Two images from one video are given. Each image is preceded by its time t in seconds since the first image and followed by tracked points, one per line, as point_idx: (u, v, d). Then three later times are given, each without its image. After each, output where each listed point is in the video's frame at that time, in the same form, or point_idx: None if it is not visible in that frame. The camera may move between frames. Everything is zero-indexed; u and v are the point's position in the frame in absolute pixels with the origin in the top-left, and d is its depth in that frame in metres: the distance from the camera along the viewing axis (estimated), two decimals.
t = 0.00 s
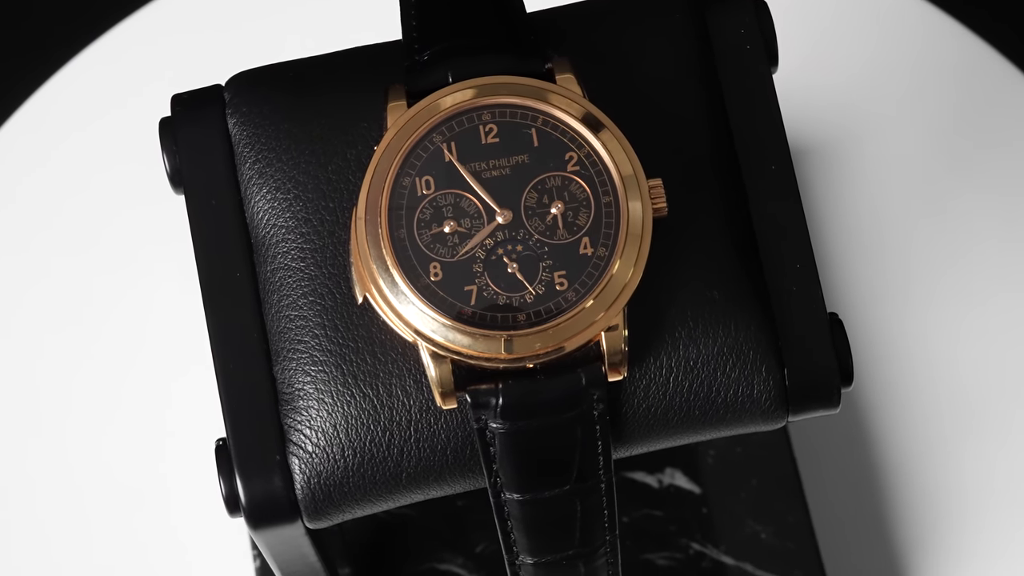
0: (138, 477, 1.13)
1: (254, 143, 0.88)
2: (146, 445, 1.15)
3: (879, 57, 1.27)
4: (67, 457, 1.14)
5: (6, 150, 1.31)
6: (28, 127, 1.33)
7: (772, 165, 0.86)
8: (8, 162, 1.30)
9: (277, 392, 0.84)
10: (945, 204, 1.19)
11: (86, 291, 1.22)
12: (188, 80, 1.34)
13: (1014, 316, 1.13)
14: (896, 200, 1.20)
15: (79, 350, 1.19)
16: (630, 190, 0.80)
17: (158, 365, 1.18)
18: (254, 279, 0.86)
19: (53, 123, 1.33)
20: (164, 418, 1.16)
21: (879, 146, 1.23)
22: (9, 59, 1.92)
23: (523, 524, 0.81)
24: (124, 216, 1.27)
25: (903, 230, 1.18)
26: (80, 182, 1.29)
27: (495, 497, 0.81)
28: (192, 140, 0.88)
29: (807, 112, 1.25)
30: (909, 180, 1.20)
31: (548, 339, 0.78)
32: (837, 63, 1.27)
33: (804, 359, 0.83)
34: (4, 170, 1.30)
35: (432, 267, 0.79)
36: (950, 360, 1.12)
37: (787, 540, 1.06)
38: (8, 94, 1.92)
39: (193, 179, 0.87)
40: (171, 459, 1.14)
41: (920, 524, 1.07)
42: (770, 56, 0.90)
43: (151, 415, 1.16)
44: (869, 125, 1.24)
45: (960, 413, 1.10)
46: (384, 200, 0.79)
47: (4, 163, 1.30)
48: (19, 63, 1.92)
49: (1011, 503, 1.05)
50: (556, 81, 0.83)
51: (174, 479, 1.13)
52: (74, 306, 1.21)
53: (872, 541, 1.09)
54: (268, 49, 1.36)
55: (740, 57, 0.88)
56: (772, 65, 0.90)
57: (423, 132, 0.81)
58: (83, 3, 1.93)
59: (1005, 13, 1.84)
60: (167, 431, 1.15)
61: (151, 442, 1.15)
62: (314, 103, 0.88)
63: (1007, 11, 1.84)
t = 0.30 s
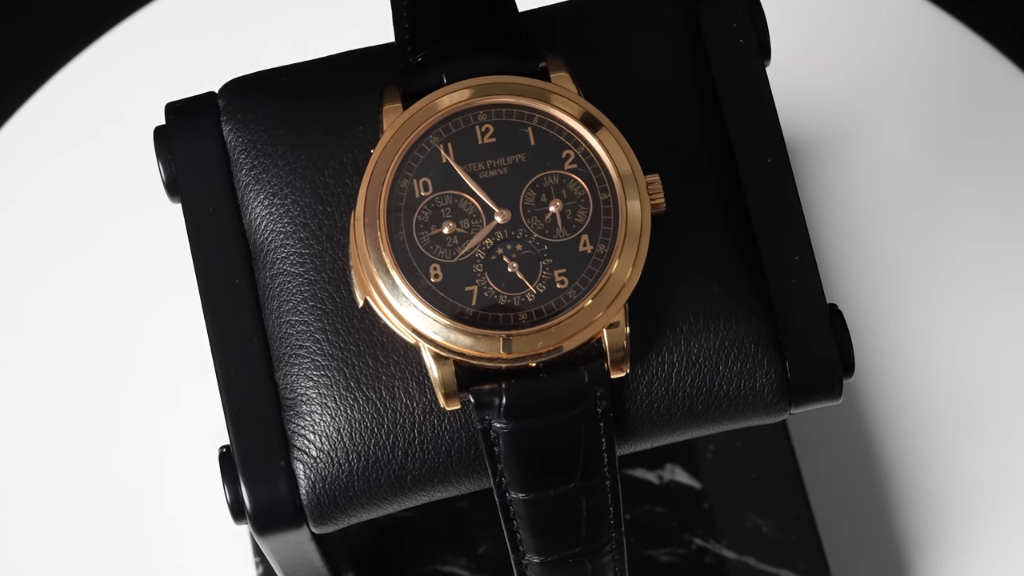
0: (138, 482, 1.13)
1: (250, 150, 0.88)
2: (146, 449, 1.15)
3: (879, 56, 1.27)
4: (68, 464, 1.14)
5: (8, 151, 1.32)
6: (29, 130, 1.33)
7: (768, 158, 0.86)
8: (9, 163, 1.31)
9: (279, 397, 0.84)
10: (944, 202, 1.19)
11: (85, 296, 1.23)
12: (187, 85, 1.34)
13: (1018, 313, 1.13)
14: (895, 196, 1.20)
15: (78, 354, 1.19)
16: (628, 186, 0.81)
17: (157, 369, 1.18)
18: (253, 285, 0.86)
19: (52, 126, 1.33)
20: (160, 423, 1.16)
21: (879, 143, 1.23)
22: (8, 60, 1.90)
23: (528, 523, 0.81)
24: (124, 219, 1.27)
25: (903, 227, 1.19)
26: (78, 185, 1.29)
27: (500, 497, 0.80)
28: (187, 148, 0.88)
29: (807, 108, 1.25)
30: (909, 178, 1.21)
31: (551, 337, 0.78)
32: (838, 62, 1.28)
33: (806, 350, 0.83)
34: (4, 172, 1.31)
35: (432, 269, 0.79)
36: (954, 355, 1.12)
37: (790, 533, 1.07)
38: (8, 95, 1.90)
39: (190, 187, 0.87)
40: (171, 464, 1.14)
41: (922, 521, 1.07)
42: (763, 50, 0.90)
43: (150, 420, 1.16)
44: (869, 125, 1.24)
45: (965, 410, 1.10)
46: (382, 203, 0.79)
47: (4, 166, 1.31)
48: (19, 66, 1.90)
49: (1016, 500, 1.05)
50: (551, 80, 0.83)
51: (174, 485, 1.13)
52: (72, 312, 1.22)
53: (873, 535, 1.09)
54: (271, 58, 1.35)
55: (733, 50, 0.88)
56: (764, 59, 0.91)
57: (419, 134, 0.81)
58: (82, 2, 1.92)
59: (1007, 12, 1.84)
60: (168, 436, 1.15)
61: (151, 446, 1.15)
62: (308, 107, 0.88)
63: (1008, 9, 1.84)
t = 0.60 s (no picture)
0: (139, 490, 1.13)
1: (246, 157, 0.88)
2: (148, 456, 1.15)
3: (878, 52, 1.28)
4: (68, 472, 1.14)
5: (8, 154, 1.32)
6: (28, 134, 1.33)
7: (764, 151, 0.86)
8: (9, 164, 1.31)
9: (282, 403, 0.84)
10: (944, 197, 1.20)
11: (82, 304, 1.23)
12: (188, 89, 1.34)
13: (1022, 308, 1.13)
14: (893, 189, 1.21)
15: (78, 357, 1.19)
16: (626, 183, 0.81)
17: (159, 374, 1.18)
18: (252, 292, 0.86)
19: (51, 128, 1.34)
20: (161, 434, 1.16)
21: (878, 139, 1.24)
22: (8, 61, 1.89)
23: (534, 521, 0.80)
24: (123, 224, 1.28)
25: (903, 222, 1.19)
26: (75, 188, 1.30)
27: (505, 496, 0.80)
28: (181, 156, 0.88)
29: (805, 103, 1.26)
30: (908, 173, 1.21)
31: (554, 336, 0.78)
32: (836, 58, 1.29)
33: (807, 342, 0.83)
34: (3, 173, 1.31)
35: (432, 271, 0.79)
36: (955, 351, 1.12)
37: (790, 525, 1.07)
38: (7, 97, 1.89)
39: (186, 195, 0.87)
40: (172, 471, 1.14)
41: (927, 517, 1.07)
42: (755, 44, 0.90)
43: (150, 427, 1.16)
44: (868, 120, 1.25)
45: (969, 406, 1.10)
46: (381, 206, 0.79)
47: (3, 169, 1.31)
48: (19, 67, 1.89)
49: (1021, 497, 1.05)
50: (545, 79, 0.83)
51: (176, 495, 1.13)
52: (73, 316, 1.22)
53: (876, 528, 1.09)
54: (271, 67, 1.35)
55: (726, 44, 0.89)
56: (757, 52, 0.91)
57: (415, 137, 0.81)
58: (82, 3, 1.92)
59: (1011, 13, 1.83)
60: (171, 443, 1.15)
61: (152, 453, 1.15)
62: (303, 112, 0.88)
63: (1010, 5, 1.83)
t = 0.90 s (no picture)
0: (139, 498, 1.13)
1: (242, 164, 0.88)
2: (149, 464, 1.14)
3: (877, 49, 1.28)
4: (69, 481, 1.14)
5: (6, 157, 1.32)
6: (27, 137, 1.33)
7: (759, 144, 0.86)
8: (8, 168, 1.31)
9: (286, 409, 0.84)
10: (943, 194, 1.20)
11: (78, 315, 1.22)
12: (188, 97, 1.35)
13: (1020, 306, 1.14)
14: (891, 185, 1.21)
15: (79, 363, 1.19)
16: (624, 180, 0.81)
17: (164, 381, 1.19)
18: (252, 299, 0.86)
19: (49, 133, 1.33)
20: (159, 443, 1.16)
21: (877, 135, 1.24)
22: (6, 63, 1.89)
23: (540, 521, 0.80)
24: (123, 228, 1.28)
25: (903, 218, 1.20)
26: (71, 194, 1.30)
27: (511, 496, 0.80)
28: (176, 165, 0.87)
29: (803, 97, 1.27)
30: (904, 170, 1.22)
31: (556, 334, 0.78)
32: (831, 53, 1.29)
33: (808, 334, 0.83)
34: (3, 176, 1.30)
35: (432, 273, 0.79)
36: (957, 344, 1.13)
37: (792, 518, 1.07)
38: (7, 100, 1.88)
39: (182, 204, 0.87)
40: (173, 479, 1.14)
41: (929, 511, 1.07)
42: (747, 36, 0.90)
43: (150, 435, 1.16)
44: (864, 116, 1.25)
45: (971, 400, 1.10)
46: (379, 210, 0.79)
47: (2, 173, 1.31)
48: (18, 70, 1.89)
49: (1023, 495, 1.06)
50: (539, 79, 0.83)
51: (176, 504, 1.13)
52: (71, 322, 1.22)
53: (875, 521, 1.08)
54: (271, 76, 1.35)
55: (718, 38, 0.88)
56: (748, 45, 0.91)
57: (412, 139, 0.81)
58: (81, 4, 1.91)
59: (1006, 7, 1.80)
60: (172, 451, 1.15)
61: (153, 462, 1.15)
62: (297, 117, 0.88)
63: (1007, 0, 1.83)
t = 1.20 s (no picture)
0: (139, 505, 1.13)
1: (238, 171, 0.88)
2: (150, 469, 1.14)
3: (874, 46, 1.29)
4: (70, 487, 1.14)
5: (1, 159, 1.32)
6: (24, 140, 1.33)
7: (754, 137, 0.86)
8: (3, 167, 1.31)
9: (289, 415, 0.84)
10: (939, 192, 1.21)
11: (74, 323, 1.22)
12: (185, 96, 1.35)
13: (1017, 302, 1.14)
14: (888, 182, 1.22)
15: (77, 367, 1.19)
16: (621, 177, 0.81)
17: (168, 387, 1.18)
18: (252, 306, 0.85)
19: (46, 136, 1.33)
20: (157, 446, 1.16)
21: (874, 131, 1.25)
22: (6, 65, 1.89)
23: (546, 519, 0.80)
24: (114, 237, 1.28)
25: (904, 213, 1.20)
26: (64, 199, 1.29)
27: (517, 495, 0.80)
28: (173, 173, 0.87)
29: (800, 90, 1.27)
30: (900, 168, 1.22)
31: (557, 332, 0.78)
32: (828, 48, 1.29)
33: (808, 328, 0.83)
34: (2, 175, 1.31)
35: (433, 275, 0.79)
36: (958, 341, 1.13)
37: (793, 510, 1.07)
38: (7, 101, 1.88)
39: (179, 212, 0.86)
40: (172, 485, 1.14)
41: (931, 509, 1.07)
42: (739, 31, 0.91)
43: (146, 439, 1.16)
44: (860, 113, 1.26)
45: (971, 396, 1.11)
46: (377, 213, 0.79)
47: None
48: (19, 71, 1.88)
49: None
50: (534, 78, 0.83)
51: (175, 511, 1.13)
52: (65, 332, 1.22)
53: (877, 517, 1.09)
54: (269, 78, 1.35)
55: (710, 33, 0.89)
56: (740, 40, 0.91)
57: (408, 142, 0.81)
58: (81, 5, 1.90)
59: (1009, 7, 1.80)
60: (173, 457, 1.15)
61: (155, 468, 1.14)
62: (292, 123, 0.88)
63: None
